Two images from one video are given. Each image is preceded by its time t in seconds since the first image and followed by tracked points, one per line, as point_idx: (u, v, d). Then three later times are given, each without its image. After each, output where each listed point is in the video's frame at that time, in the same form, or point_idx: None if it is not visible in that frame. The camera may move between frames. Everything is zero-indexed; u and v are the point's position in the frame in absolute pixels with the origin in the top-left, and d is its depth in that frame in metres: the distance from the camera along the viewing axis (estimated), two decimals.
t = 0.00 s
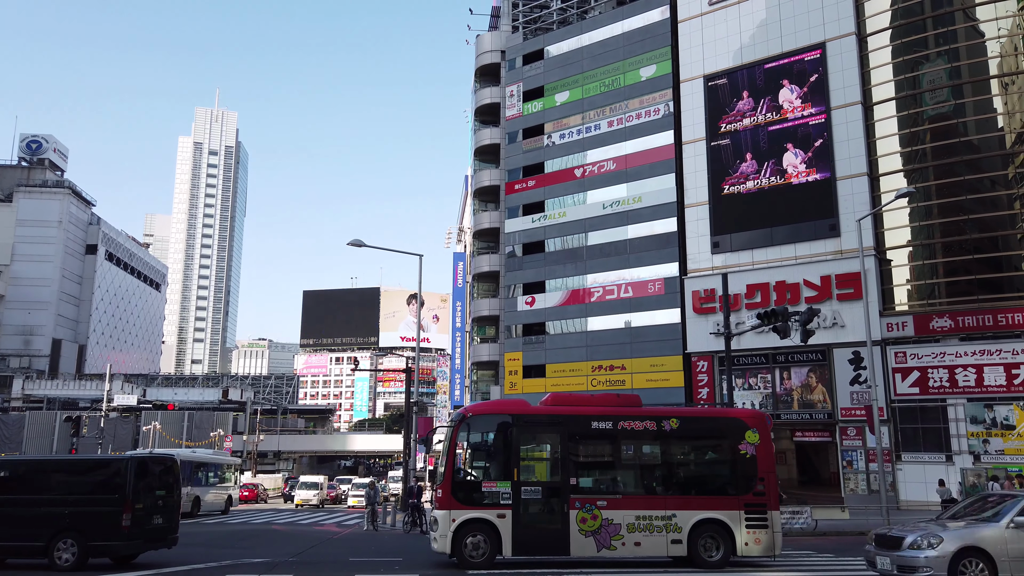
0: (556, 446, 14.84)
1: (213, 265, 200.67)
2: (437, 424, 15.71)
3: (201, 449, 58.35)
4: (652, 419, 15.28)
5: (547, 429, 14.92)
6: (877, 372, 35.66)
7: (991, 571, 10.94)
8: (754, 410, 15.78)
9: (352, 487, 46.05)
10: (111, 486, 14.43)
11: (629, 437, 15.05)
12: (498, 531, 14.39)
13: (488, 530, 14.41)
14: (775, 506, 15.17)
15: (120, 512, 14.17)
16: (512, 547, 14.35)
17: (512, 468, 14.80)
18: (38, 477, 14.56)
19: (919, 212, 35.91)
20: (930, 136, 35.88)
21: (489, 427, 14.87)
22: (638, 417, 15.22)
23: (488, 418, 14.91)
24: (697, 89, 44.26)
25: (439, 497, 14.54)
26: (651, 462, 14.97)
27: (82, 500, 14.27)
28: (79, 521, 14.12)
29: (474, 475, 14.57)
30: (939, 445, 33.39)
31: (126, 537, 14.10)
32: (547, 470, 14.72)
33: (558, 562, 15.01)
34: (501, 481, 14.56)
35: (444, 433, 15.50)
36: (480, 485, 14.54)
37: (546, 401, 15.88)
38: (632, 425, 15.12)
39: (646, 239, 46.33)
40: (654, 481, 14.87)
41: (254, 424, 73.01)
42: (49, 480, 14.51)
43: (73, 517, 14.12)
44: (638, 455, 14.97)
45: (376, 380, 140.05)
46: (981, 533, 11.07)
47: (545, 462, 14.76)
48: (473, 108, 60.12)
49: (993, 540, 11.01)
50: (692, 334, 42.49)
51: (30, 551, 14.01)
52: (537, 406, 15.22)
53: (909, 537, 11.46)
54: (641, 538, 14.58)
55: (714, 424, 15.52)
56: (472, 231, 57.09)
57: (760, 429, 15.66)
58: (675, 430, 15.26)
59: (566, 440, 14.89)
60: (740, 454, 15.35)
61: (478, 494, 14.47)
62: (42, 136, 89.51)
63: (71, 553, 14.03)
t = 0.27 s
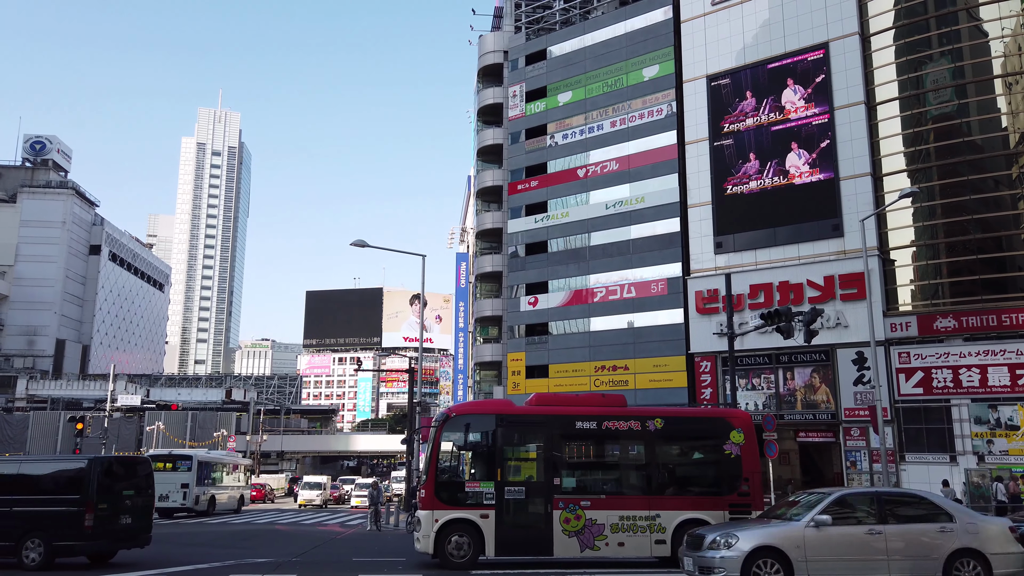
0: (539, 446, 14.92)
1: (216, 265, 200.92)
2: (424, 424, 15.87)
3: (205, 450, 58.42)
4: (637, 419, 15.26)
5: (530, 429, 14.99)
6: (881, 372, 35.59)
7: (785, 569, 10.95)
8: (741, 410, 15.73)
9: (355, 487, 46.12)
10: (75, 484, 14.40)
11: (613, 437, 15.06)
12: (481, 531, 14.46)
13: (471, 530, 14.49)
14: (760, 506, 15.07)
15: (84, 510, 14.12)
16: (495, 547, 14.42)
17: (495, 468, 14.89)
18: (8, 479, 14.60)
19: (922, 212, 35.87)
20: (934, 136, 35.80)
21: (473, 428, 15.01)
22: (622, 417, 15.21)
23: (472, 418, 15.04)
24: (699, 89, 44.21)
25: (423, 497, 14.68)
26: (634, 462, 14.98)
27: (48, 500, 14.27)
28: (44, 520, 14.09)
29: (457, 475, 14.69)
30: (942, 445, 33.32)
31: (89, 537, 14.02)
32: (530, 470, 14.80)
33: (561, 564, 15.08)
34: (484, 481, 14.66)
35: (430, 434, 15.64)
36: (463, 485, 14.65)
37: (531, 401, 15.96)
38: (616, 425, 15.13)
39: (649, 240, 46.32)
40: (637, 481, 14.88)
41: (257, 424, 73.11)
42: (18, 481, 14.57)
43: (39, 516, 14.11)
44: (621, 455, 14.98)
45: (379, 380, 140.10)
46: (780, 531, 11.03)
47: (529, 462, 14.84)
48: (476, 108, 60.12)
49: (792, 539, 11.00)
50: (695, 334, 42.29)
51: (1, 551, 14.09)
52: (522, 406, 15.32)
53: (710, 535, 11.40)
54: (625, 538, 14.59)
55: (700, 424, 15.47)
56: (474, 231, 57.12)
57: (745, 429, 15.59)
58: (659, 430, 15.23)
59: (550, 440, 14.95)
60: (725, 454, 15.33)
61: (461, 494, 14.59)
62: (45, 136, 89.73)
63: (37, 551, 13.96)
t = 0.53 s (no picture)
0: (519, 444, 14.78)
1: (219, 266, 201.27)
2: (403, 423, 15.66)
3: (208, 450, 58.43)
4: (617, 418, 15.15)
5: (510, 428, 14.86)
6: (884, 371, 35.51)
7: (568, 571, 10.01)
8: (723, 410, 15.74)
9: (358, 487, 46.07)
10: (36, 485, 13.63)
11: (594, 436, 14.94)
12: (460, 531, 14.27)
13: (449, 530, 14.29)
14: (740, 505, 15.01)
15: (47, 510, 13.39)
16: (474, 546, 14.19)
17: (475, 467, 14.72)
18: None
19: (926, 211, 35.81)
20: (937, 135, 35.74)
21: (452, 426, 14.83)
22: (603, 415, 15.12)
23: (451, 417, 14.87)
24: (702, 89, 44.19)
25: (401, 497, 14.45)
26: (615, 461, 14.84)
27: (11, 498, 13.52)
28: (8, 520, 13.37)
29: (436, 474, 14.51)
30: (946, 445, 33.24)
31: (54, 537, 13.31)
32: (509, 469, 14.64)
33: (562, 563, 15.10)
34: (464, 480, 14.48)
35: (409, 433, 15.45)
36: (442, 484, 14.45)
37: (512, 400, 15.83)
38: (597, 424, 15.03)
39: (651, 239, 46.29)
40: (617, 480, 14.75)
41: (260, 424, 73.14)
42: None
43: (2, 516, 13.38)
44: (602, 454, 14.86)
45: (382, 381, 140.26)
46: (565, 531, 10.08)
47: (508, 461, 14.67)
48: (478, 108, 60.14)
49: (576, 538, 10.04)
50: (699, 334, 42.35)
51: None
52: (502, 404, 15.18)
53: (500, 536, 10.49)
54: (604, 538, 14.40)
55: (681, 423, 15.41)
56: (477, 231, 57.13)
57: (727, 429, 15.59)
58: (639, 429, 15.12)
59: (530, 439, 14.83)
60: (705, 453, 15.27)
61: (439, 493, 14.39)
62: (49, 137, 90.00)
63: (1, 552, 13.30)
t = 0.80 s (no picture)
0: (492, 444, 15.03)
1: (222, 266, 201.46)
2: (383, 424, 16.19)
3: (212, 450, 58.45)
4: (592, 417, 15.15)
5: (485, 428, 15.13)
6: (888, 371, 35.38)
7: (334, 572, 9.42)
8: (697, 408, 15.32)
9: (362, 487, 46.08)
10: (5, 484, 13.59)
11: (568, 435, 14.99)
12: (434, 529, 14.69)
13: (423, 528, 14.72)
14: (717, 506, 14.58)
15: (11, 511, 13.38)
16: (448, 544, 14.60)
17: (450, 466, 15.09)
18: None
19: (930, 210, 35.64)
20: (941, 134, 35.64)
21: (426, 428, 15.24)
22: (577, 415, 15.14)
23: (425, 419, 15.30)
24: (705, 88, 44.13)
25: (378, 496, 15.00)
26: (589, 461, 14.82)
27: None
28: None
29: (411, 474, 14.95)
30: (950, 445, 33.14)
31: (19, 537, 13.27)
32: (482, 469, 14.93)
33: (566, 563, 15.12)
34: (438, 479, 14.89)
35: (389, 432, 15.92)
36: (417, 483, 14.90)
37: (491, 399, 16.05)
38: (571, 423, 15.07)
39: (654, 239, 46.22)
40: (592, 480, 14.68)
41: (263, 424, 73.18)
42: None
43: None
44: (576, 453, 14.87)
45: (385, 381, 140.31)
46: (334, 532, 9.53)
47: (481, 461, 14.99)
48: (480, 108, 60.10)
49: (351, 540, 9.48)
50: (702, 334, 42.29)
51: None
52: (478, 405, 15.45)
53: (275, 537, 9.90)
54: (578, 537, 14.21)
55: (656, 422, 15.16)
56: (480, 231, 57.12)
57: (702, 427, 15.17)
58: (614, 428, 15.03)
59: (504, 439, 15.02)
60: (681, 453, 14.91)
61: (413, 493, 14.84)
62: (52, 137, 90.13)
63: None
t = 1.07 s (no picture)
0: (463, 444, 14.72)
1: (226, 266, 201.82)
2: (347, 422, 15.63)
3: (215, 450, 58.55)
4: (563, 417, 15.03)
5: (456, 428, 14.80)
6: (892, 371, 35.32)
7: (88, 570, 9.51)
8: (668, 407, 15.36)
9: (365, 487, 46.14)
10: None
11: (540, 436, 14.84)
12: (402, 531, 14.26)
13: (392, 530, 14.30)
14: (687, 506, 14.75)
15: None
16: (416, 547, 14.22)
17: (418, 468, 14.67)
18: None
19: (934, 210, 35.57)
20: (945, 133, 35.57)
21: (394, 427, 14.78)
22: (548, 414, 15.01)
23: (394, 418, 14.83)
24: (708, 88, 44.07)
25: (345, 497, 14.49)
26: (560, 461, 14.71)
27: None
28: None
29: (377, 476, 14.49)
30: (954, 445, 33.07)
31: None
32: (453, 470, 14.59)
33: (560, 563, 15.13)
34: (406, 481, 14.43)
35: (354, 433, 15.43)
36: (384, 484, 14.45)
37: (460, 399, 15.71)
38: (543, 423, 14.93)
39: (657, 239, 46.19)
40: (562, 480, 14.60)
41: (267, 424, 73.29)
42: None
43: None
44: (547, 453, 14.74)
45: (388, 381, 140.50)
46: (95, 532, 9.61)
47: (452, 462, 14.63)
48: (483, 108, 60.11)
49: (104, 541, 9.54)
50: (705, 334, 42.16)
51: None
52: (449, 404, 15.10)
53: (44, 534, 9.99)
54: (548, 538, 14.33)
55: (628, 421, 15.13)
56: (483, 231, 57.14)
57: (674, 427, 15.22)
58: (585, 428, 14.94)
59: (476, 439, 14.73)
60: (652, 452, 14.96)
61: (382, 494, 14.39)
62: (56, 138, 90.36)
63: None
